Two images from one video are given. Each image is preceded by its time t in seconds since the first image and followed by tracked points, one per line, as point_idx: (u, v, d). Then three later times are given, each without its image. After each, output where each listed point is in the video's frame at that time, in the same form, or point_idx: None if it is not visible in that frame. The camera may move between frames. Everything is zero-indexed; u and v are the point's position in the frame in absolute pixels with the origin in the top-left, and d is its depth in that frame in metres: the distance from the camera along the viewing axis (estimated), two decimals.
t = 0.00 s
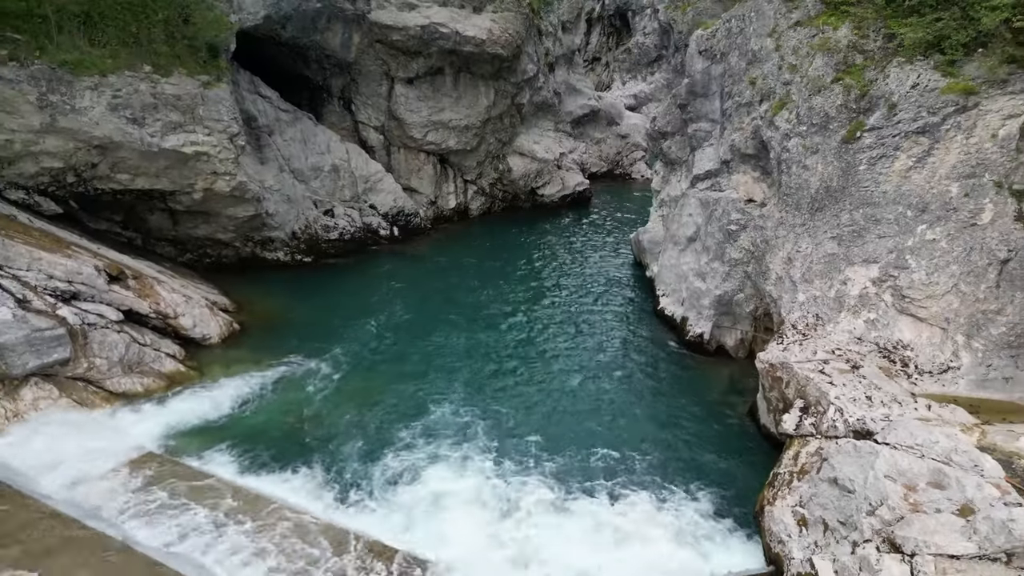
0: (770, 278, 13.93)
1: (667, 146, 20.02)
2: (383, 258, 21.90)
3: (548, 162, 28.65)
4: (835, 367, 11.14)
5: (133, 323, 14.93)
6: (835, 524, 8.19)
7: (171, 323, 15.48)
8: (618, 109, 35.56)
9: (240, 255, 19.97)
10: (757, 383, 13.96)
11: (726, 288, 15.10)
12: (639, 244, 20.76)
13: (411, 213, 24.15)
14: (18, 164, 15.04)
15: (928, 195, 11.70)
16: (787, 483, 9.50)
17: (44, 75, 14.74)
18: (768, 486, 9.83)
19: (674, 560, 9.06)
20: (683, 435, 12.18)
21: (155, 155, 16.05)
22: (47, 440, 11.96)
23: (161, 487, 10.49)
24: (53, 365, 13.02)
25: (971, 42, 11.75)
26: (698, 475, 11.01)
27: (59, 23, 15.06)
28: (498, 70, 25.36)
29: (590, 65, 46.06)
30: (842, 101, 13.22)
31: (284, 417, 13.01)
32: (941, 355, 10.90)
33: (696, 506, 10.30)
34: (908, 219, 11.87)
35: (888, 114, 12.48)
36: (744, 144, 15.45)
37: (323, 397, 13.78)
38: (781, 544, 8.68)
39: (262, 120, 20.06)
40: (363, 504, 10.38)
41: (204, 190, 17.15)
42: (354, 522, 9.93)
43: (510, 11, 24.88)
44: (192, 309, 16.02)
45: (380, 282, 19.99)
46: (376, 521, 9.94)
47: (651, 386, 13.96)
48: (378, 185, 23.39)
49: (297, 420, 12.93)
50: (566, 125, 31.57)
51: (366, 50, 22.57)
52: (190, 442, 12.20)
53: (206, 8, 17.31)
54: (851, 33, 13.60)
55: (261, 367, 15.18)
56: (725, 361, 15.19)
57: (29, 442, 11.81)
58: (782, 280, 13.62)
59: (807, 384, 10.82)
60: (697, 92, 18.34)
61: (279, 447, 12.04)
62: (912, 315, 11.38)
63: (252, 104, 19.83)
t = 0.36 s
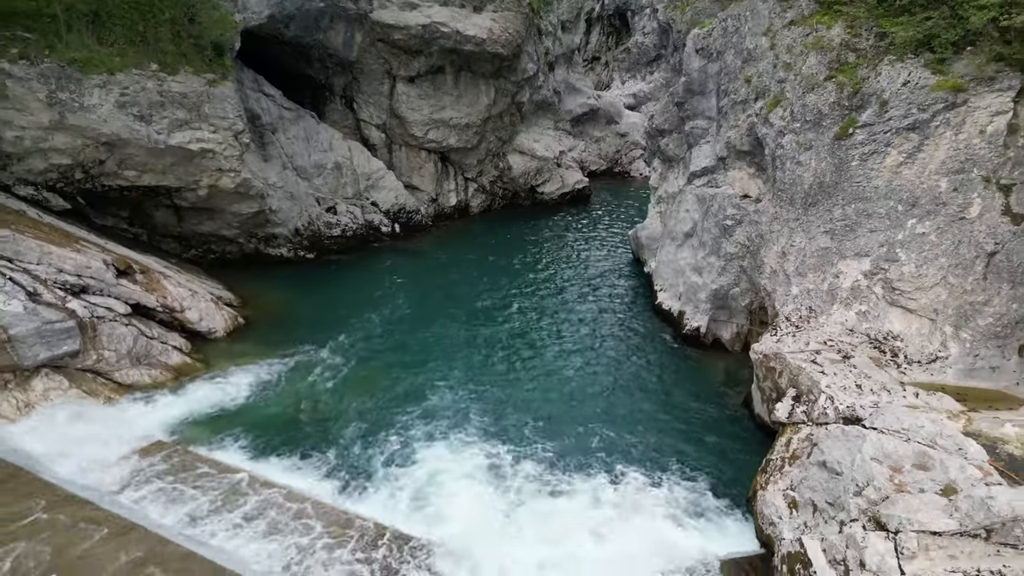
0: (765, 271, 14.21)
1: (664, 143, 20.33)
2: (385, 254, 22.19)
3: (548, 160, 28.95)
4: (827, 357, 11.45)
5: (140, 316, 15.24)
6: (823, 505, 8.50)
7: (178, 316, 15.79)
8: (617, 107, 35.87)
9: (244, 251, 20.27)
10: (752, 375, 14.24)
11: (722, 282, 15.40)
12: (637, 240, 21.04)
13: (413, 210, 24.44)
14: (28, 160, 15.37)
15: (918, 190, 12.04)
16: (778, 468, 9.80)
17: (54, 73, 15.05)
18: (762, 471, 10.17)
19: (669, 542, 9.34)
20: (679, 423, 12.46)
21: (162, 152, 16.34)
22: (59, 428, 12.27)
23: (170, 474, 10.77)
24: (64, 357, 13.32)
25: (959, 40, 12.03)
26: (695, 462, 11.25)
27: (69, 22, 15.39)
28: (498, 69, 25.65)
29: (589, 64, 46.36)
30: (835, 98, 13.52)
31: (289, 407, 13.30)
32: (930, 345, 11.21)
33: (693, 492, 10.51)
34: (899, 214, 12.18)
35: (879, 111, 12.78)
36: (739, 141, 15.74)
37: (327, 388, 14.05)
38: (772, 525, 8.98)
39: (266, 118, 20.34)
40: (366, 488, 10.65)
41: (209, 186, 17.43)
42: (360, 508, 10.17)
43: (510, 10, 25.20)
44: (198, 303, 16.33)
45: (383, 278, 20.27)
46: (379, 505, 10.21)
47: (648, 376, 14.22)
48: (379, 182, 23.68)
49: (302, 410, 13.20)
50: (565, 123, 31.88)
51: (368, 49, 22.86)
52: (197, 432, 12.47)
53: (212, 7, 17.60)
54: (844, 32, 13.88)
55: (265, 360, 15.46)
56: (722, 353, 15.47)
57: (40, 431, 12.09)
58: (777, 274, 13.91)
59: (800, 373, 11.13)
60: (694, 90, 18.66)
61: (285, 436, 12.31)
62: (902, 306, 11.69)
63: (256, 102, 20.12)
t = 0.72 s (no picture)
0: (756, 264, 14.65)
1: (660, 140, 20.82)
2: (388, 250, 22.67)
3: (547, 157, 29.40)
4: (815, 344, 11.91)
5: (151, 308, 15.70)
6: (806, 479, 8.97)
7: (187, 308, 16.25)
8: (616, 106, 36.34)
9: (249, 246, 20.73)
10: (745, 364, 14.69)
11: (716, 275, 15.84)
12: (634, 235, 21.48)
13: (414, 207, 24.89)
14: (41, 156, 15.77)
15: (903, 184, 12.51)
16: (766, 448, 10.26)
17: (68, 71, 15.48)
18: (751, 453, 10.63)
19: (662, 518, 9.77)
20: (674, 409, 12.91)
21: (171, 149, 16.78)
22: (75, 413, 12.73)
23: (184, 456, 11.21)
24: (78, 346, 13.76)
25: (943, 40, 12.49)
26: (689, 445, 11.68)
27: (82, 22, 15.83)
28: (499, 68, 26.12)
29: (588, 64, 46.82)
30: (824, 96, 13.97)
31: (296, 395, 13.73)
32: (913, 332, 11.69)
33: (688, 473, 10.94)
34: (885, 207, 12.64)
35: (867, 108, 13.22)
36: (733, 138, 16.20)
37: (333, 376, 14.51)
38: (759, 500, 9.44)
39: (271, 116, 20.81)
40: (371, 470, 11.04)
41: (217, 182, 17.88)
42: (366, 487, 10.59)
43: (510, 10, 25.67)
44: (207, 295, 16.80)
45: (385, 273, 20.74)
46: (383, 485, 10.62)
47: (644, 365, 14.64)
48: (382, 179, 24.13)
49: (310, 396, 13.65)
50: (564, 122, 32.36)
51: (370, 48, 23.31)
52: (209, 417, 12.93)
53: (220, 8, 18.08)
54: (833, 31, 14.32)
55: (272, 350, 15.91)
56: (716, 344, 15.91)
57: (57, 416, 12.54)
58: (768, 266, 14.35)
59: (788, 359, 11.59)
60: (689, 89, 19.15)
61: (294, 421, 12.77)
62: (887, 296, 12.16)
63: (261, 100, 20.58)
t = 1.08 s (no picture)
0: (748, 255, 15.18)
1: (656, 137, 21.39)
2: (391, 244, 23.21)
3: (547, 154, 29.94)
4: (801, 329, 12.48)
5: (163, 298, 16.24)
6: (788, 453, 9.53)
7: (198, 299, 16.80)
8: (614, 105, 36.87)
9: (256, 240, 21.28)
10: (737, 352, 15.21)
11: (709, 266, 16.37)
12: (631, 229, 22.00)
13: (417, 202, 25.43)
14: (57, 152, 16.26)
15: (887, 177, 13.07)
16: (753, 426, 10.81)
17: (84, 69, 16.03)
18: (740, 431, 11.18)
19: (655, 491, 10.29)
20: (667, 392, 13.44)
21: (182, 145, 17.33)
22: (95, 397, 13.29)
23: (198, 435, 11.74)
24: (95, 334, 14.33)
25: (925, 39, 13.08)
26: (681, 426, 12.18)
27: (96, 22, 16.41)
28: (499, 67, 26.68)
29: (588, 63, 46.77)
30: (812, 93, 14.52)
31: (303, 381, 14.23)
32: (895, 318, 12.25)
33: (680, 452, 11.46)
34: (870, 199, 13.18)
35: (853, 104, 13.77)
36: (726, 134, 16.75)
37: (339, 363, 15.05)
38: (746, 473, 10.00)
39: (277, 113, 21.44)
40: (377, 449, 11.52)
41: (226, 177, 18.42)
42: (372, 462, 11.11)
43: (510, 10, 26.21)
44: (217, 286, 17.36)
45: (389, 266, 21.29)
46: (388, 462, 11.09)
47: (640, 352, 15.18)
48: (385, 175, 24.67)
49: (317, 382, 14.19)
50: (563, 120, 32.90)
51: (374, 48, 23.84)
52: (221, 401, 13.47)
53: (229, 8, 18.65)
54: (821, 31, 14.88)
55: (279, 339, 16.45)
56: (709, 333, 16.44)
57: (77, 398, 13.11)
58: (759, 256, 14.88)
59: (776, 344, 12.16)
60: (683, 87, 19.72)
61: (301, 404, 13.31)
62: (870, 284, 12.71)
63: (268, 98, 21.18)
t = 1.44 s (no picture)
0: (740, 246, 15.73)
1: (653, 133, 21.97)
2: (393, 238, 23.79)
3: (546, 151, 30.49)
4: (790, 315, 13.05)
5: (176, 288, 16.81)
6: (773, 426, 10.12)
7: (209, 289, 17.37)
8: (612, 103, 37.46)
9: (263, 234, 21.85)
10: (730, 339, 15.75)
11: (703, 257, 16.93)
12: (628, 223, 22.56)
13: (419, 198, 26.00)
14: (73, 147, 16.78)
15: (873, 170, 13.64)
16: (743, 405, 11.38)
17: (100, 67, 16.61)
18: (731, 410, 11.74)
19: (650, 466, 10.80)
20: (662, 376, 13.96)
21: (194, 140, 17.90)
22: (113, 380, 13.86)
23: (215, 414, 12.29)
24: (112, 321, 14.89)
25: (908, 37, 13.69)
26: (674, 407, 12.75)
27: (112, 21, 17.07)
28: (500, 65, 27.24)
29: (587, 62, 46.77)
30: (801, 89, 15.11)
31: (312, 367, 14.75)
32: (879, 304, 12.83)
33: (674, 430, 11.99)
34: (856, 191, 13.75)
35: (840, 100, 14.33)
36: (719, 129, 17.33)
37: (345, 350, 15.61)
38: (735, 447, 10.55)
39: (284, 110, 22.07)
40: (384, 428, 12.04)
41: (235, 171, 18.96)
42: (379, 441, 11.65)
43: (511, 10, 26.61)
44: (227, 277, 17.93)
45: (392, 259, 21.86)
46: (396, 440, 11.61)
47: (635, 339, 15.75)
48: (388, 171, 25.23)
49: (324, 367, 14.74)
50: (563, 117, 33.48)
51: (378, 46, 24.42)
52: (234, 385, 14.03)
53: (238, 8, 19.30)
54: (810, 30, 15.47)
55: (287, 328, 17.01)
56: (704, 322, 16.99)
57: (96, 382, 13.66)
58: (751, 247, 15.43)
59: (765, 328, 12.75)
60: (679, 84, 20.32)
61: (311, 388, 13.87)
62: (856, 272, 13.29)
63: (274, 96, 21.78)
